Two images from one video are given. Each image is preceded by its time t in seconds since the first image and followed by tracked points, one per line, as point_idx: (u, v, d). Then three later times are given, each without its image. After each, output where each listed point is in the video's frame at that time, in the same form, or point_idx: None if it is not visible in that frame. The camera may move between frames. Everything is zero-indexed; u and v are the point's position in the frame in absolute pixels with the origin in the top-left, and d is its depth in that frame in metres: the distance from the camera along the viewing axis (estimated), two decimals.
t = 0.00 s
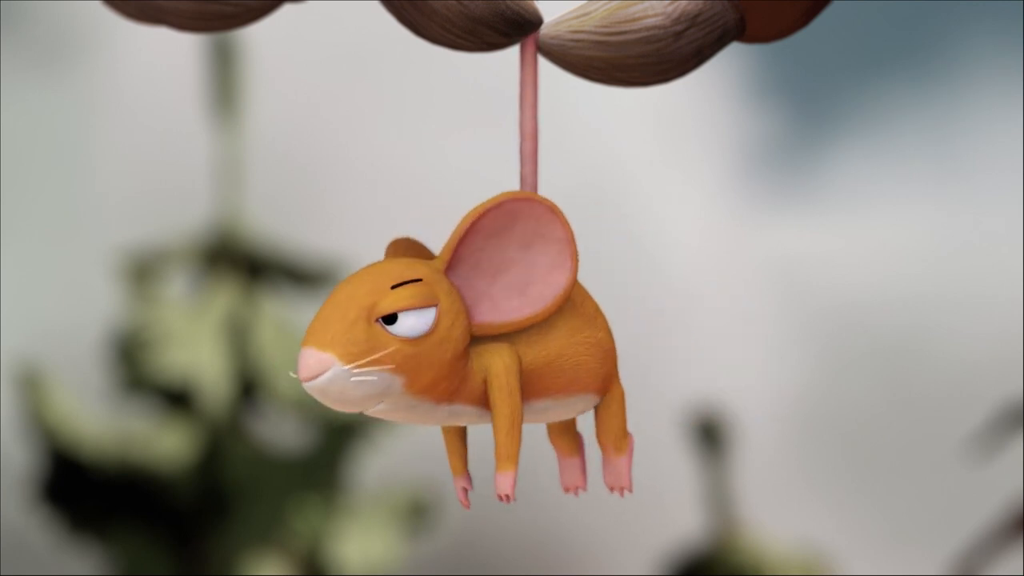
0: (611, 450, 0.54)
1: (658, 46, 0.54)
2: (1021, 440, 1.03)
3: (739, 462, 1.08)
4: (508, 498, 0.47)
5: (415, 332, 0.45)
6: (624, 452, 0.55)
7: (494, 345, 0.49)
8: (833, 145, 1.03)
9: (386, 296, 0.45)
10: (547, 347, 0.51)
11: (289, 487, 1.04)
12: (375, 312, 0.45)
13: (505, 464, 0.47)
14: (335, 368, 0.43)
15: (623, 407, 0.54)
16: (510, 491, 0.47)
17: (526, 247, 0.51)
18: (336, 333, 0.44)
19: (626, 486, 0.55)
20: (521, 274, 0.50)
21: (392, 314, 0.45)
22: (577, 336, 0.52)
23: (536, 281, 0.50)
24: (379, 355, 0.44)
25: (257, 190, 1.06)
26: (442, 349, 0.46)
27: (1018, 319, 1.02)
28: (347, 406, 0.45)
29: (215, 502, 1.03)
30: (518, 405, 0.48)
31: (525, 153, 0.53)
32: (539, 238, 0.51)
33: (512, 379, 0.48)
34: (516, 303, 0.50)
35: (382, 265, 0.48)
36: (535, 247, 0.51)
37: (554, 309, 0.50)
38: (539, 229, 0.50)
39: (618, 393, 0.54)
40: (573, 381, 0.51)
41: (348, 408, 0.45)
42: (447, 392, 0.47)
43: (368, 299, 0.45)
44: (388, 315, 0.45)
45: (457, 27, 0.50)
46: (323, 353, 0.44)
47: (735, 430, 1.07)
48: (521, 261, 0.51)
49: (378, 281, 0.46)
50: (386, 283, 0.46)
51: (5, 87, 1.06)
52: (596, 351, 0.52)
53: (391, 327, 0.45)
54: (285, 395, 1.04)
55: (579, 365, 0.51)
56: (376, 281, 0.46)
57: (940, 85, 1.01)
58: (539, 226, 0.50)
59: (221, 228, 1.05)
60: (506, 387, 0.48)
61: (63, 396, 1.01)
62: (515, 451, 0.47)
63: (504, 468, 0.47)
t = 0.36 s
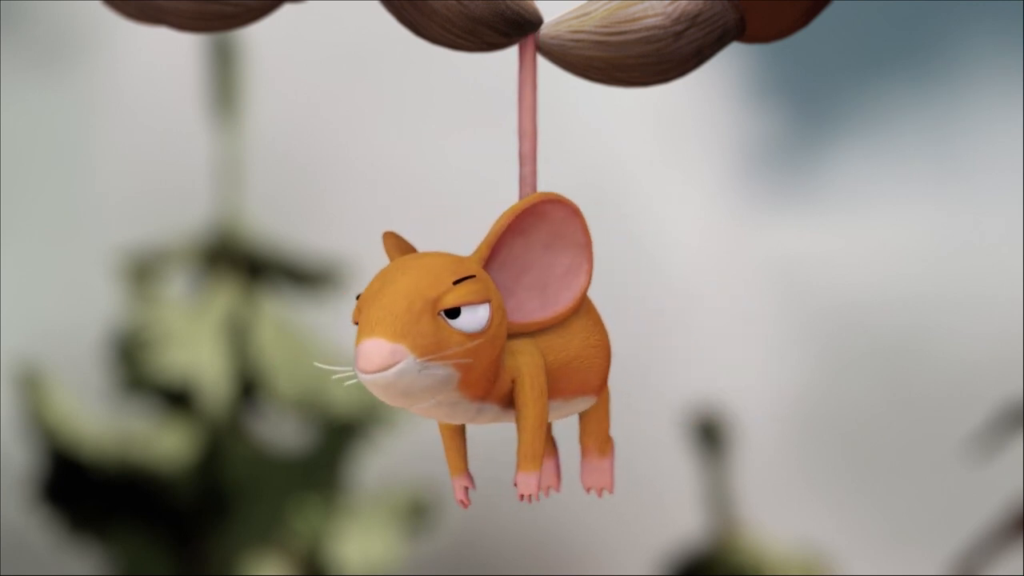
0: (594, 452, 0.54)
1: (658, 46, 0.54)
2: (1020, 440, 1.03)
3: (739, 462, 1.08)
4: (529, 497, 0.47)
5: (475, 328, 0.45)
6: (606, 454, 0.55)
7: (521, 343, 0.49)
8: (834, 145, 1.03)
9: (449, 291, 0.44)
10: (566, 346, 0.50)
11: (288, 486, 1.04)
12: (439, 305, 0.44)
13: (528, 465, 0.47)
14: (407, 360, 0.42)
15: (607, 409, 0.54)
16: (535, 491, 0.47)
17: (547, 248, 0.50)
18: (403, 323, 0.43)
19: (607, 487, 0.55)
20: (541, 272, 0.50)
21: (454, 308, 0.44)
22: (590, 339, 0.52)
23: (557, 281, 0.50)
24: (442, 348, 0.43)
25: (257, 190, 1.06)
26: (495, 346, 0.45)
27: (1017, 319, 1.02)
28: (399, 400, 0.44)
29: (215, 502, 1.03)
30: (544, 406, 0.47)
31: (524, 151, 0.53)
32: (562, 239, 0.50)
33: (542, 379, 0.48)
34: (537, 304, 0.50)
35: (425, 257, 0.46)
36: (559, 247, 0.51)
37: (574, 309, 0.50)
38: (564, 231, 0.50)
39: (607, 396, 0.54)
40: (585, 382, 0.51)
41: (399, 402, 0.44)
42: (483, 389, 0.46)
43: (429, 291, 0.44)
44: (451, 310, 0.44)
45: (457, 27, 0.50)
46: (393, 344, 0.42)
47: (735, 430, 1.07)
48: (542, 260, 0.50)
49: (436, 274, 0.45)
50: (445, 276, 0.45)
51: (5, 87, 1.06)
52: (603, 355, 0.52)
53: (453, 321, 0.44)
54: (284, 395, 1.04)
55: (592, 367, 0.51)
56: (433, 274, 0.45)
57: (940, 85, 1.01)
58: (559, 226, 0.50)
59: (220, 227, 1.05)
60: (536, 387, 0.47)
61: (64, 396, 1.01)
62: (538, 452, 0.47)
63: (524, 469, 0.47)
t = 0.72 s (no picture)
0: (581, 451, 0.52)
1: (658, 46, 0.54)
2: (1020, 440, 1.03)
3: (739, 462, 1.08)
4: (545, 498, 0.47)
5: (518, 327, 0.45)
6: (590, 456, 0.52)
7: (539, 342, 0.48)
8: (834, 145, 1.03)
9: (495, 290, 0.44)
10: (575, 346, 0.49)
11: (288, 487, 1.04)
12: (486, 303, 0.44)
13: (542, 465, 0.46)
14: (463, 356, 0.42)
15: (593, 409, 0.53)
16: (549, 492, 0.46)
17: (556, 247, 0.49)
18: (455, 319, 0.42)
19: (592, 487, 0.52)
20: (551, 273, 0.49)
21: (500, 306, 0.44)
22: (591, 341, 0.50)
23: (563, 283, 0.49)
24: (489, 346, 0.43)
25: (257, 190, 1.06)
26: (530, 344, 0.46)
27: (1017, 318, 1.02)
28: (443, 396, 0.43)
29: (215, 502, 1.03)
30: (561, 406, 0.46)
31: (523, 151, 0.53)
32: (568, 240, 0.49)
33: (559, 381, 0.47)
34: (546, 304, 0.48)
35: (459, 255, 0.46)
36: (567, 247, 0.49)
37: (580, 308, 0.49)
38: (573, 231, 0.49)
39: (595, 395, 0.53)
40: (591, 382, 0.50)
41: (442, 400, 0.43)
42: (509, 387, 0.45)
43: (477, 288, 0.44)
44: (496, 308, 0.44)
45: (457, 27, 0.50)
46: (448, 339, 0.42)
47: (735, 430, 1.06)
48: (549, 261, 0.49)
49: (480, 272, 0.45)
50: (489, 275, 0.45)
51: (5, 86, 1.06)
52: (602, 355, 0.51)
53: (498, 319, 0.44)
54: (284, 396, 1.04)
55: (597, 368, 0.50)
56: (476, 272, 0.45)
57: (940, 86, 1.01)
58: (567, 227, 0.49)
59: (220, 227, 1.05)
60: (554, 389, 0.46)
61: (64, 396, 1.01)
62: (553, 453, 0.47)
63: (538, 470, 0.47)
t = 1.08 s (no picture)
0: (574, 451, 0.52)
1: (658, 46, 0.54)
2: (1020, 440, 1.03)
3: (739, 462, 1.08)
4: (552, 498, 0.47)
5: (544, 326, 0.45)
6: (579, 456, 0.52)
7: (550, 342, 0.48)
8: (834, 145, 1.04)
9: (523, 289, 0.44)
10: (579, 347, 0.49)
11: (288, 486, 1.05)
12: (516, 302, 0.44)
13: (550, 466, 0.46)
14: (500, 355, 0.42)
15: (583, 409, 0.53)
16: (558, 492, 0.46)
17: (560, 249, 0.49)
18: (491, 318, 0.43)
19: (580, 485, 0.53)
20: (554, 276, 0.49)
21: (529, 306, 0.44)
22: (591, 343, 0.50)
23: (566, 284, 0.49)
24: (521, 346, 0.44)
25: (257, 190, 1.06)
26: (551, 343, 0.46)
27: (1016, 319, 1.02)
28: (475, 395, 0.43)
29: (215, 502, 1.03)
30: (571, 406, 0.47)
31: (523, 151, 0.53)
32: (571, 243, 0.49)
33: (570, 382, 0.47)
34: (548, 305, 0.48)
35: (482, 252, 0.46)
36: (570, 247, 0.49)
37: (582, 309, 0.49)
38: (577, 235, 0.49)
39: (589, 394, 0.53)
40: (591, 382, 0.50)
41: (471, 400, 0.44)
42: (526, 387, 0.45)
43: (508, 288, 0.44)
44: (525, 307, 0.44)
45: (457, 27, 0.50)
46: (485, 338, 0.42)
47: (735, 430, 1.06)
48: (552, 262, 0.49)
49: (508, 270, 0.45)
50: (518, 274, 0.45)
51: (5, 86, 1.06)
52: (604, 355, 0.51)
53: (527, 318, 0.44)
54: (284, 395, 1.04)
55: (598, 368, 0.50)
56: (504, 271, 0.45)
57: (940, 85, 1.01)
58: (574, 229, 0.49)
59: (220, 227, 1.05)
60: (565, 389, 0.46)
61: (64, 396, 1.01)
62: (562, 453, 0.47)
63: (546, 469, 0.46)
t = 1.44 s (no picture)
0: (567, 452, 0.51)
1: (658, 46, 0.54)
2: (1020, 440, 1.03)
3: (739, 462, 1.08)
4: (559, 498, 0.47)
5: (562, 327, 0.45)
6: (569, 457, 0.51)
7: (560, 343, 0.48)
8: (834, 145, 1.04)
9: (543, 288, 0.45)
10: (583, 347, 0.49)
11: (288, 486, 1.05)
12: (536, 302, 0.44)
13: (558, 466, 0.46)
14: (525, 357, 0.42)
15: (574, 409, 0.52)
16: (565, 492, 0.46)
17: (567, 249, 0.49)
18: (515, 319, 0.43)
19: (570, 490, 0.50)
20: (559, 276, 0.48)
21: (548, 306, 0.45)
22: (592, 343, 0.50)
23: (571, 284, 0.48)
24: (543, 346, 0.44)
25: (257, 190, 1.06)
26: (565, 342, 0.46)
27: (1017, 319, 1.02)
28: (498, 396, 0.43)
29: (215, 502, 1.03)
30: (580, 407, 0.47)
31: (523, 151, 0.53)
32: (577, 242, 0.49)
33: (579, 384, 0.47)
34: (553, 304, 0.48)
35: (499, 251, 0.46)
36: (577, 249, 0.49)
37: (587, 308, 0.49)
38: (583, 234, 0.49)
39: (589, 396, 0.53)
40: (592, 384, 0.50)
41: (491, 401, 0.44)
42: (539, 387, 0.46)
43: (529, 287, 0.44)
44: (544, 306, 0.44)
45: (457, 26, 0.50)
46: (510, 339, 0.42)
47: (735, 430, 1.06)
48: (558, 263, 0.49)
49: (528, 270, 0.45)
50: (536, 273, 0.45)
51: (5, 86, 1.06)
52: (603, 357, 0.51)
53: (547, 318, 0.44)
54: (284, 395, 1.04)
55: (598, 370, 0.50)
56: (524, 270, 0.45)
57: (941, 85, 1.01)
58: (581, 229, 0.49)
59: (221, 227, 1.05)
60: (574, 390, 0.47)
61: (65, 396, 1.02)
62: (570, 453, 0.47)
63: (553, 469, 0.46)
